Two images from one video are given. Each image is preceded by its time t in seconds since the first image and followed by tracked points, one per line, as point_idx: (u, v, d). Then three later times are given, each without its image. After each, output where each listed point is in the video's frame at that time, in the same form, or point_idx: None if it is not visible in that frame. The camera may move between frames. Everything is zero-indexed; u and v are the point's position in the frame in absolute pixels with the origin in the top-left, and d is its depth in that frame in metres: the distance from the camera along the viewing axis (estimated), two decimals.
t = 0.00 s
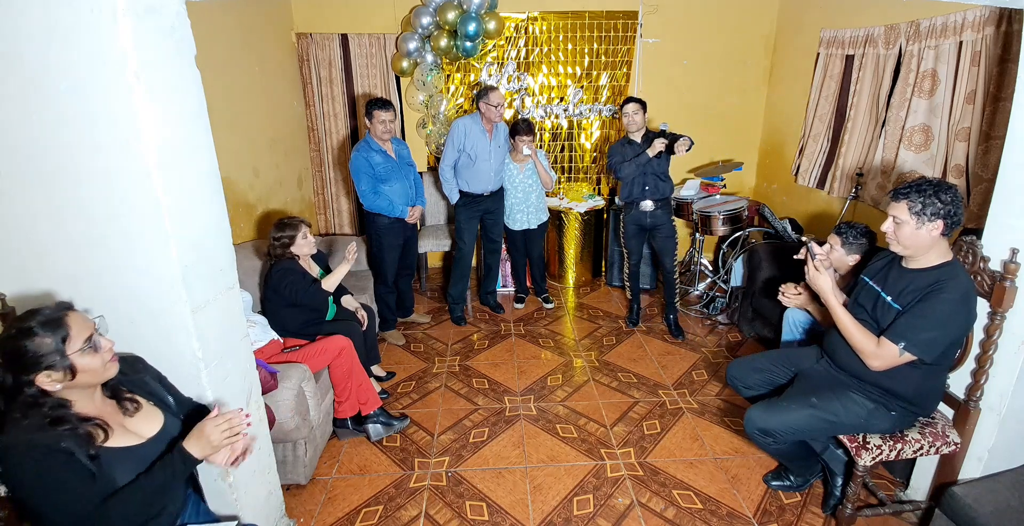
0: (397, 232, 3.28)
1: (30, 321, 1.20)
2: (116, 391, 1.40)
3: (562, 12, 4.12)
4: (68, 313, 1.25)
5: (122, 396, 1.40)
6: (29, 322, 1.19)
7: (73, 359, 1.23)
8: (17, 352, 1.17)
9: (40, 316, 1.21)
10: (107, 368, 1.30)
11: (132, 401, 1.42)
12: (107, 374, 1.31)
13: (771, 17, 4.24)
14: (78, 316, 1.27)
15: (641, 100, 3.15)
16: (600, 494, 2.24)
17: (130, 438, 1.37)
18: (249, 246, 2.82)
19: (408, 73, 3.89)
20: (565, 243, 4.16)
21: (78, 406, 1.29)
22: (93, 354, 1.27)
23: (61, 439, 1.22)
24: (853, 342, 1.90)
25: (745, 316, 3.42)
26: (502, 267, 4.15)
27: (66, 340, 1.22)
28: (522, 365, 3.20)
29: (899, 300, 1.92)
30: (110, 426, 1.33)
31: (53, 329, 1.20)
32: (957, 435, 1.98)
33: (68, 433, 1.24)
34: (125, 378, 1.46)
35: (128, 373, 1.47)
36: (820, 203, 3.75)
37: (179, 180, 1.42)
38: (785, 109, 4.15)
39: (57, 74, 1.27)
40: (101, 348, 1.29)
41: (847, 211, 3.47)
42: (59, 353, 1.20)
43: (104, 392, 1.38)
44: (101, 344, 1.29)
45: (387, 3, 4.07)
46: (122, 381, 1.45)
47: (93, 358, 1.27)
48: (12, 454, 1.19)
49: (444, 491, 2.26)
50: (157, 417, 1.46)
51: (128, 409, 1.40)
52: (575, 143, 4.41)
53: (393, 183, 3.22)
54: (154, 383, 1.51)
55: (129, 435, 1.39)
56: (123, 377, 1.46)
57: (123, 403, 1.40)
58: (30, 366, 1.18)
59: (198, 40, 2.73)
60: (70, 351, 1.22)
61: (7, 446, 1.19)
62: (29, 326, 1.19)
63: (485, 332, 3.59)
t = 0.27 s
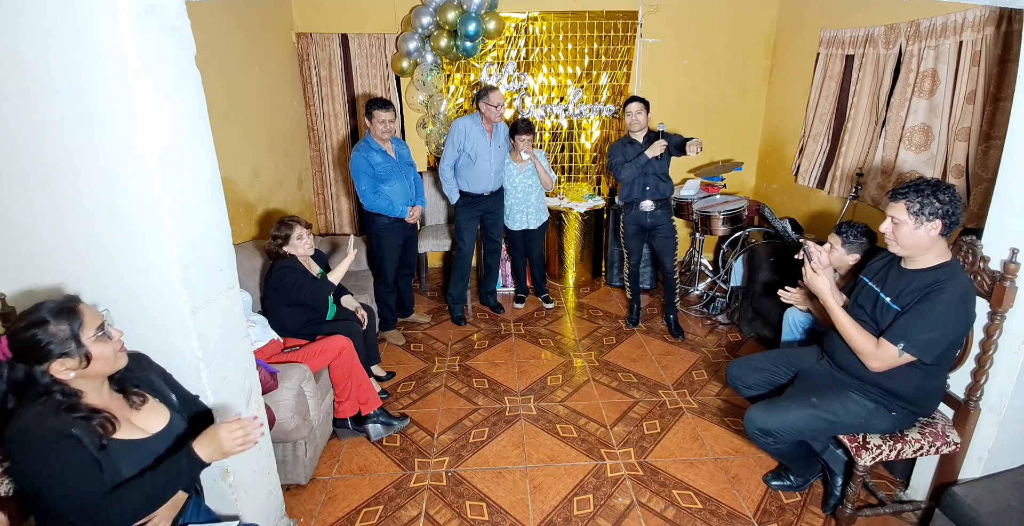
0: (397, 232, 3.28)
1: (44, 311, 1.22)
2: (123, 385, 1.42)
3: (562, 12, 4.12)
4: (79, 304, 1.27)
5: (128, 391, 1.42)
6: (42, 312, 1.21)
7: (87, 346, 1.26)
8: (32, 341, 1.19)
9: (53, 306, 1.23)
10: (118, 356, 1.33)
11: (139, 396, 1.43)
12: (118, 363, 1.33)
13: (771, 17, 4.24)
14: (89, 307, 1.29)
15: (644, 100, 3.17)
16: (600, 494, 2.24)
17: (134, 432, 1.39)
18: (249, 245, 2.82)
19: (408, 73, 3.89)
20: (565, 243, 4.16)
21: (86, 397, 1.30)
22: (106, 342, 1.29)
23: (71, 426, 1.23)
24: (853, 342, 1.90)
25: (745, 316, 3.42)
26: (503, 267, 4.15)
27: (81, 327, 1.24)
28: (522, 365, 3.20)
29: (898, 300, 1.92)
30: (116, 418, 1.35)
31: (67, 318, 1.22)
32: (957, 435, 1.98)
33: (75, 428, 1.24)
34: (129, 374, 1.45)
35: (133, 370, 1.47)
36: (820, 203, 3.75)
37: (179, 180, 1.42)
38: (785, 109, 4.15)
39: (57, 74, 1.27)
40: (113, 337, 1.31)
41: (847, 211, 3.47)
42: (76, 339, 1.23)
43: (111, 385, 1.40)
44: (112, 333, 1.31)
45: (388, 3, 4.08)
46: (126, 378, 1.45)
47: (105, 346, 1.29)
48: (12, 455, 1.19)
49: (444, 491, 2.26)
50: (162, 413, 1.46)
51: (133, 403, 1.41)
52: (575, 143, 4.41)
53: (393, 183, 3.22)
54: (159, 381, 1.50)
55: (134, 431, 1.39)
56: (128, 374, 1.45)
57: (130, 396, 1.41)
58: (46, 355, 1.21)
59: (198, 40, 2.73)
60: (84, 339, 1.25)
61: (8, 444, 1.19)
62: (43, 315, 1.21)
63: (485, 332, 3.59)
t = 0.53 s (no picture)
0: (397, 232, 3.28)
1: (53, 306, 1.24)
2: (127, 384, 1.42)
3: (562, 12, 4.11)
4: (87, 299, 1.29)
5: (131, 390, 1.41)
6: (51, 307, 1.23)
7: (97, 339, 1.27)
8: (41, 334, 1.20)
9: (61, 302, 1.25)
10: (124, 352, 1.34)
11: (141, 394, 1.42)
12: (125, 359, 1.34)
13: (771, 17, 4.24)
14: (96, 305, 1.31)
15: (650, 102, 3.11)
16: (600, 494, 2.24)
17: (133, 430, 1.38)
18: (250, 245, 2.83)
19: (408, 73, 3.89)
20: (565, 243, 4.15)
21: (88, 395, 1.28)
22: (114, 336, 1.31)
23: (74, 420, 1.23)
24: (853, 343, 1.91)
25: (745, 315, 3.42)
26: (502, 267, 4.15)
27: (90, 320, 1.26)
28: (522, 365, 3.20)
29: (897, 301, 1.92)
30: (118, 416, 1.35)
31: (75, 312, 1.24)
32: (957, 435, 1.98)
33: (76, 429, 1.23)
34: (132, 372, 1.45)
35: (136, 369, 1.47)
36: (821, 203, 3.75)
37: (179, 180, 1.42)
38: (785, 109, 4.15)
39: (57, 74, 1.27)
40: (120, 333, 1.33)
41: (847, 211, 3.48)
42: (86, 330, 1.25)
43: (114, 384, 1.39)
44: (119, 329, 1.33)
45: (388, 3, 4.07)
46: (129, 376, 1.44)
47: (112, 341, 1.31)
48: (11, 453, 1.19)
49: (444, 491, 2.26)
50: (162, 410, 1.46)
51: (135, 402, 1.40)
52: (575, 143, 4.41)
53: (393, 183, 3.22)
54: (161, 380, 1.50)
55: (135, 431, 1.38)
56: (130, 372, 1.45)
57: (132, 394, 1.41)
58: (53, 347, 1.21)
59: (198, 40, 2.73)
60: (93, 333, 1.26)
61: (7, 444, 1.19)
62: (51, 309, 1.23)
63: (485, 332, 3.59)
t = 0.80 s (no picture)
0: (397, 232, 3.28)
1: (57, 305, 1.24)
2: (126, 383, 1.41)
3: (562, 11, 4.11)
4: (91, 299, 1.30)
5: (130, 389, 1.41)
6: (55, 305, 1.23)
7: (99, 340, 1.28)
8: (45, 334, 1.20)
9: (65, 301, 1.26)
10: (126, 352, 1.34)
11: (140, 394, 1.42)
12: (126, 359, 1.35)
13: (771, 17, 4.24)
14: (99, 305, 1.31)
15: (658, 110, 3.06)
16: (600, 494, 2.24)
17: (133, 430, 1.38)
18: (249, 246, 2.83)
19: (408, 73, 3.89)
20: (565, 243, 4.15)
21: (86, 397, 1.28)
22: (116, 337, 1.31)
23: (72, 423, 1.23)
24: (852, 343, 1.91)
25: (745, 315, 3.42)
26: (502, 267, 4.15)
27: (94, 321, 1.27)
28: (522, 365, 3.20)
29: (896, 300, 1.92)
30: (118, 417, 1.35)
31: (80, 312, 1.25)
32: (957, 435, 1.98)
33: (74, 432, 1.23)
34: (131, 372, 1.45)
35: (135, 368, 1.46)
36: (821, 203, 3.75)
37: (179, 180, 1.42)
38: (785, 109, 4.15)
39: (57, 74, 1.27)
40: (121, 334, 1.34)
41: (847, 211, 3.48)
42: (90, 331, 1.25)
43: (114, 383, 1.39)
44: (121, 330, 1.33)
45: (387, 2, 4.07)
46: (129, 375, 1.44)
47: (114, 342, 1.31)
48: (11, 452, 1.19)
49: (444, 491, 2.26)
50: (162, 410, 1.45)
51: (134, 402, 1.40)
52: (575, 143, 4.41)
53: (393, 183, 3.22)
54: (161, 379, 1.49)
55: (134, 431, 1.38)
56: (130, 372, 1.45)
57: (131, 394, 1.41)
58: (56, 347, 1.21)
59: (198, 40, 2.73)
60: (95, 334, 1.27)
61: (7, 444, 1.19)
62: (56, 308, 1.23)
63: (485, 332, 3.59)
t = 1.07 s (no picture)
0: (397, 232, 3.28)
1: (63, 309, 1.24)
2: (125, 384, 1.41)
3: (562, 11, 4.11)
4: (96, 303, 1.29)
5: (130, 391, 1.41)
6: (62, 309, 1.23)
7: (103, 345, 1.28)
8: (50, 338, 1.20)
9: (71, 304, 1.25)
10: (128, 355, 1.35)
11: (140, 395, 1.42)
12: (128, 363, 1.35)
13: (771, 17, 4.24)
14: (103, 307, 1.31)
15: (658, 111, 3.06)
16: (600, 494, 2.24)
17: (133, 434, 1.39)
18: (249, 246, 2.83)
19: (408, 73, 3.89)
20: (565, 243, 4.15)
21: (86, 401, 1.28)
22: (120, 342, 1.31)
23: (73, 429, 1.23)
24: (851, 343, 1.91)
25: (745, 315, 3.42)
26: (502, 267, 4.15)
27: (99, 327, 1.27)
28: (522, 365, 3.20)
29: (895, 300, 1.92)
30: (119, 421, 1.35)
31: (86, 317, 1.25)
32: (957, 435, 1.98)
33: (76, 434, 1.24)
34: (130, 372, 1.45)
35: (134, 368, 1.46)
36: (821, 203, 3.75)
37: (179, 180, 1.42)
38: (785, 109, 4.15)
39: (57, 75, 1.28)
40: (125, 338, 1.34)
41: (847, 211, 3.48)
42: (95, 337, 1.25)
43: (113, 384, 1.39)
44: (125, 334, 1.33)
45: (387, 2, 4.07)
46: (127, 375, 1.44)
47: (119, 347, 1.31)
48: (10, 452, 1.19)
49: (444, 490, 2.26)
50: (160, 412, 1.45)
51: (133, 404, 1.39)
52: (575, 143, 4.41)
53: (393, 183, 3.22)
54: (160, 379, 1.49)
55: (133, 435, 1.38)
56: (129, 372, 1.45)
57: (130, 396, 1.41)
58: (62, 352, 1.22)
59: (198, 40, 2.73)
60: (100, 339, 1.27)
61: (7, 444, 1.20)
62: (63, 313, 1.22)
63: (485, 332, 3.59)
